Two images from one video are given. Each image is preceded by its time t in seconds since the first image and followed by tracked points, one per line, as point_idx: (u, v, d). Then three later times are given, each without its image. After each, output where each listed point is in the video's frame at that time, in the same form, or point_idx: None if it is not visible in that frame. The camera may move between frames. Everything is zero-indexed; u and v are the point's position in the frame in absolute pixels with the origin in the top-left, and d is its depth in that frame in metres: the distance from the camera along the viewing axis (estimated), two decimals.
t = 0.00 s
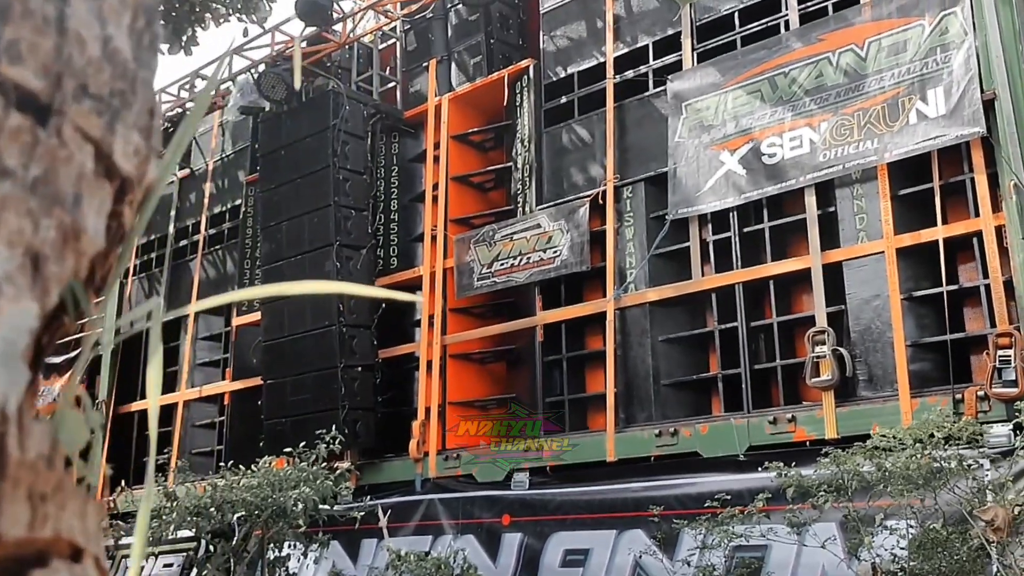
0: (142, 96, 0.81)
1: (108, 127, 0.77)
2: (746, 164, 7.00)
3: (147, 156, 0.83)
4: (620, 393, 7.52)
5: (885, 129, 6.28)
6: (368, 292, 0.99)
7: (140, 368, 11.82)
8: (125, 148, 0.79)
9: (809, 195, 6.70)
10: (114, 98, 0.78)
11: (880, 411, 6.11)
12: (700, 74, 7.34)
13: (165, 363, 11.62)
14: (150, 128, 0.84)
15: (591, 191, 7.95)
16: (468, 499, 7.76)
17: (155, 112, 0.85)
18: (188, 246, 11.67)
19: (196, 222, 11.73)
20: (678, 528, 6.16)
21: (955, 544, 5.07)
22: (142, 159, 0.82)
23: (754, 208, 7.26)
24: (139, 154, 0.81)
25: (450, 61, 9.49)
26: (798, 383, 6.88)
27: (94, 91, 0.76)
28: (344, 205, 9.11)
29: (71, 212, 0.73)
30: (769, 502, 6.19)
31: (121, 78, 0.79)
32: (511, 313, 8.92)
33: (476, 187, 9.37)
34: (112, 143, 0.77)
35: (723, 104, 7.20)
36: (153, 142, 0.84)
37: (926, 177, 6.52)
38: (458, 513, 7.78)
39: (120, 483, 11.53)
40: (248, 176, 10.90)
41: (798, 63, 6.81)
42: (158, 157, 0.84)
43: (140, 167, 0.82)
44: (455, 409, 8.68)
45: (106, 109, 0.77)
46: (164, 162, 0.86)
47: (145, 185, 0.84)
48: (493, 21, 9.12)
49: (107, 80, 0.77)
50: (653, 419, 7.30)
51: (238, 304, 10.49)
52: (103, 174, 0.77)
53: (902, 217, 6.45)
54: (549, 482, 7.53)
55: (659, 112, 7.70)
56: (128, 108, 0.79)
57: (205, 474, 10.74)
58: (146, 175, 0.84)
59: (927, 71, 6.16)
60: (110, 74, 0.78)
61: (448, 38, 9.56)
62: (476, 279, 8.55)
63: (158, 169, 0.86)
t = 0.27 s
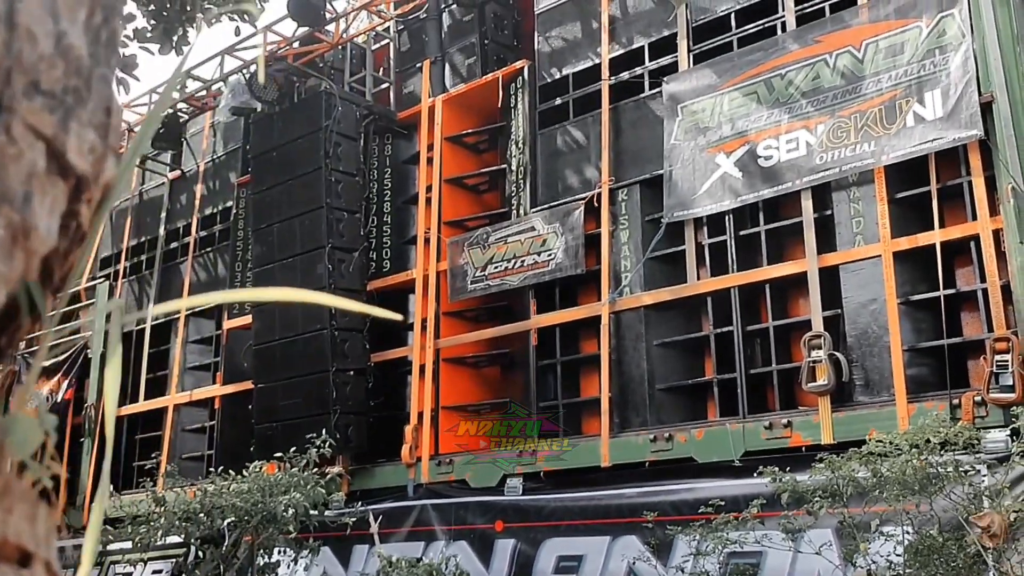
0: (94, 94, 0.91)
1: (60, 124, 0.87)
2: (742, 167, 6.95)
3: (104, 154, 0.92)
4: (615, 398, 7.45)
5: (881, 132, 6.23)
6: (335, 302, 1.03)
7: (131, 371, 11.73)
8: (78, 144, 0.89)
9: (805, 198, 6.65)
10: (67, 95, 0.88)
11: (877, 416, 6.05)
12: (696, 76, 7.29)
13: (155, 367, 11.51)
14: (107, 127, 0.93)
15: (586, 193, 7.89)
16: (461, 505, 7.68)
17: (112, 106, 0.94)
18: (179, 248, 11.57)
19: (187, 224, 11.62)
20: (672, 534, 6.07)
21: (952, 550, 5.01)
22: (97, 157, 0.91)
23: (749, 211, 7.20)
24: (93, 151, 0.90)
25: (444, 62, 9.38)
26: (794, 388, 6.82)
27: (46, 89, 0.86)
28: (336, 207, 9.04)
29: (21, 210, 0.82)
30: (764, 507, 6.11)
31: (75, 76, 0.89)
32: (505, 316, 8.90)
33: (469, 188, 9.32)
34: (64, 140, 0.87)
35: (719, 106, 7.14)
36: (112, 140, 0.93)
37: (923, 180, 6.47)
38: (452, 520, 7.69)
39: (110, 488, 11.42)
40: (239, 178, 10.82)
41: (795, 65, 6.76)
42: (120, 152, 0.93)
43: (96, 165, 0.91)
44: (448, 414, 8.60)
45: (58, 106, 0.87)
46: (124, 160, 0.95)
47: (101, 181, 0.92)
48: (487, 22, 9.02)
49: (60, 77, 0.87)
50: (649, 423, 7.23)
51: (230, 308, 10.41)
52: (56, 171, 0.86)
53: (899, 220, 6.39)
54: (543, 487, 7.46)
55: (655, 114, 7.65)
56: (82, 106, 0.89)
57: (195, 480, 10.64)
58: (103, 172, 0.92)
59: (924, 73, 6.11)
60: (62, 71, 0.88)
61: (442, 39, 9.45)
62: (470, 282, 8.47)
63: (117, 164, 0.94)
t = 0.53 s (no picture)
0: (47, 77, 0.72)
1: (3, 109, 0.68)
2: (741, 163, 6.77)
3: (57, 143, 0.73)
4: (610, 400, 7.26)
5: (885, 128, 6.07)
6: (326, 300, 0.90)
7: (115, 370, 11.51)
8: (25, 132, 0.70)
9: (806, 195, 6.47)
10: (13, 79, 0.69)
11: (879, 418, 5.87)
12: (694, 70, 7.12)
13: (140, 367, 11.29)
14: (60, 112, 0.74)
15: (581, 191, 7.71)
16: (453, 509, 7.49)
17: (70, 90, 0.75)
18: (165, 245, 11.36)
19: (174, 221, 11.42)
20: (668, 540, 5.88)
21: (956, 557, 4.82)
22: (48, 145, 0.72)
23: (748, 209, 7.03)
24: (43, 139, 0.71)
25: (437, 55, 9.26)
26: (793, 389, 6.64)
27: None
28: (326, 204, 8.84)
29: None
30: (763, 512, 5.94)
31: (22, 60, 0.71)
32: (498, 317, 8.69)
33: (462, 184, 9.12)
34: (7, 129, 0.69)
35: (718, 101, 6.97)
36: (66, 126, 0.74)
37: (927, 176, 6.29)
38: (443, 526, 7.50)
39: (93, 490, 11.20)
40: (226, 174, 10.62)
41: (796, 59, 6.58)
42: (74, 144, 0.74)
43: (46, 155, 0.72)
44: (441, 416, 8.40)
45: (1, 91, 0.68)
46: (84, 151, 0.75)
47: (55, 172, 0.73)
48: (481, 15, 8.84)
49: (6, 60, 0.69)
50: (646, 426, 7.05)
51: (218, 306, 10.22)
52: None
53: (902, 217, 6.22)
54: (537, 492, 7.28)
55: (653, 109, 7.48)
56: (32, 91, 0.71)
57: (180, 483, 10.44)
58: (57, 163, 0.73)
59: (928, 68, 5.95)
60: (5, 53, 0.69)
61: (435, 31, 9.32)
62: (462, 281, 8.29)
63: (73, 153, 0.74)
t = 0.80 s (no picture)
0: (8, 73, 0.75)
1: None
2: (736, 168, 6.77)
3: (19, 139, 0.76)
4: (605, 404, 7.25)
5: (879, 133, 6.07)
6: (307, 295, 0.91)
7: (109, 375, 11.47)
8: None
9: (800, 200, 6.47)
10: None
11: (873, 423, 5.87)
12: (689, 75, 7.12)
13: (133, 371, 11.26)
14: (20, 109, 0.77)
15: (575, 195, 7.71)
16: (447, 514, 7.48)
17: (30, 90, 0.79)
18: (158, 249, 11.33)
19: (167, 224, 11.40)
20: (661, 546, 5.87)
21: (949, 563, 4.81)
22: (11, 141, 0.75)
23: (743, 214, 7.02)
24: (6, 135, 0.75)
25: (432, 59, 9.23)
26: (788, 394, 6.63)
27: None
28: (320, 207, 8.83)
29: None
30: (756, 517, 5.93)
31: None
32: (493, 321, 8.68)
33: (457, 188, 9.10)
34: None
35: (713, 105, 6.97)
36: (29, 123, 0.77)
37: (921, 181, 6.29)
38: (437, 530, 7.49)
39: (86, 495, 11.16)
40: (220, 177, 10.61)
41: (791, 64, 6.59)
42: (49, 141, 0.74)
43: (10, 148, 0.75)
44: (435, 420, 8.38)
45: None
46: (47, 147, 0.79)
47: (21, 165, 0.76)
48: (477, 17, 8.85)
49: None
50: (640, 431, 7.04)
51: (212, 310, 10.20)
52: None
53: (897, 222, 6.21)
54: (531, 496, 7.27)
55: (648, 113, 7.47)
56: None
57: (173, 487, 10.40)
58: (22, 157, 0.76)
59: (923, 73, 5.95)
60: None
61: (431, 35, 9.33)
62: (456, 285, 8.29)
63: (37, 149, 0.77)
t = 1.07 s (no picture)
0: None
1: None
2: (737, 166, 6.58)
3: None
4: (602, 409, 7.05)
5: (884, 130, 5.88)
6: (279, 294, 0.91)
7: (91, 377, 11.23)
8: None
9: (803, 199, 6.27)
10: None
11: (877, 428, 5.67)
12: (688, 70, 6.93)
13: (117, 374, 11.03)
14: None
15: (572, 194, 7.52)
16: (439, 521, 7.27)
17: None
18: (143, 248, 11.11)
19: (152, 223, 11.18)
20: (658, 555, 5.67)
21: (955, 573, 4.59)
22: None
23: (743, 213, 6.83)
24: None
25: (424, 53, 9.02)
26: (788, 398, 6.44)
27: None
28: (309, 206, 8.63)
29: None
30: (756, 526, 5.74)
31: None
32: (486, 322, 8.47)
33: (450, 186, 8.89)
34: None
35: (713, 102, 6.78)
36: None
37: (927, 179, 6.10)
38: (428, 537, 7.29)
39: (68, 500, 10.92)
40: (207, 175, 10.40)
41: (793, 59, 6.39)
42: None
43: None
44: (427, 425, 8.18)
45: None
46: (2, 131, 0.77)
47: None
48: (470, 11, 8.68)
49: None
50: (637, 436, 6.84)
51: (199, 310, 9.98)
52: None
53: (902, 221, 6.02)
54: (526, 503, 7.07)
55: (646, 109, 7.28)
56: None
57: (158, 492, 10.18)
58: None
59: (929, 68, 5.77)
60: None
61: (423, 28, 9.08)
62: (449, 286, 8.09)
63: None
